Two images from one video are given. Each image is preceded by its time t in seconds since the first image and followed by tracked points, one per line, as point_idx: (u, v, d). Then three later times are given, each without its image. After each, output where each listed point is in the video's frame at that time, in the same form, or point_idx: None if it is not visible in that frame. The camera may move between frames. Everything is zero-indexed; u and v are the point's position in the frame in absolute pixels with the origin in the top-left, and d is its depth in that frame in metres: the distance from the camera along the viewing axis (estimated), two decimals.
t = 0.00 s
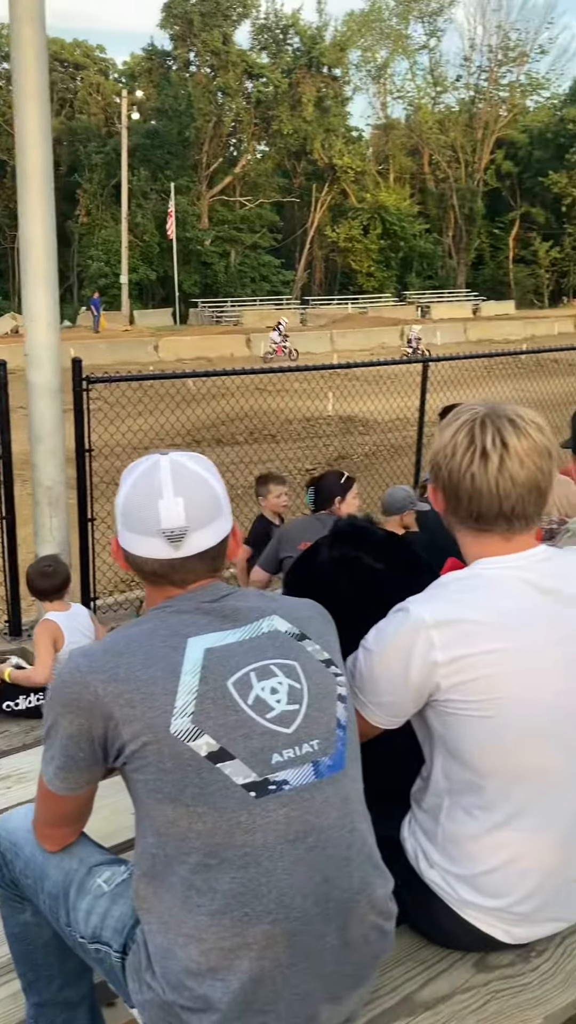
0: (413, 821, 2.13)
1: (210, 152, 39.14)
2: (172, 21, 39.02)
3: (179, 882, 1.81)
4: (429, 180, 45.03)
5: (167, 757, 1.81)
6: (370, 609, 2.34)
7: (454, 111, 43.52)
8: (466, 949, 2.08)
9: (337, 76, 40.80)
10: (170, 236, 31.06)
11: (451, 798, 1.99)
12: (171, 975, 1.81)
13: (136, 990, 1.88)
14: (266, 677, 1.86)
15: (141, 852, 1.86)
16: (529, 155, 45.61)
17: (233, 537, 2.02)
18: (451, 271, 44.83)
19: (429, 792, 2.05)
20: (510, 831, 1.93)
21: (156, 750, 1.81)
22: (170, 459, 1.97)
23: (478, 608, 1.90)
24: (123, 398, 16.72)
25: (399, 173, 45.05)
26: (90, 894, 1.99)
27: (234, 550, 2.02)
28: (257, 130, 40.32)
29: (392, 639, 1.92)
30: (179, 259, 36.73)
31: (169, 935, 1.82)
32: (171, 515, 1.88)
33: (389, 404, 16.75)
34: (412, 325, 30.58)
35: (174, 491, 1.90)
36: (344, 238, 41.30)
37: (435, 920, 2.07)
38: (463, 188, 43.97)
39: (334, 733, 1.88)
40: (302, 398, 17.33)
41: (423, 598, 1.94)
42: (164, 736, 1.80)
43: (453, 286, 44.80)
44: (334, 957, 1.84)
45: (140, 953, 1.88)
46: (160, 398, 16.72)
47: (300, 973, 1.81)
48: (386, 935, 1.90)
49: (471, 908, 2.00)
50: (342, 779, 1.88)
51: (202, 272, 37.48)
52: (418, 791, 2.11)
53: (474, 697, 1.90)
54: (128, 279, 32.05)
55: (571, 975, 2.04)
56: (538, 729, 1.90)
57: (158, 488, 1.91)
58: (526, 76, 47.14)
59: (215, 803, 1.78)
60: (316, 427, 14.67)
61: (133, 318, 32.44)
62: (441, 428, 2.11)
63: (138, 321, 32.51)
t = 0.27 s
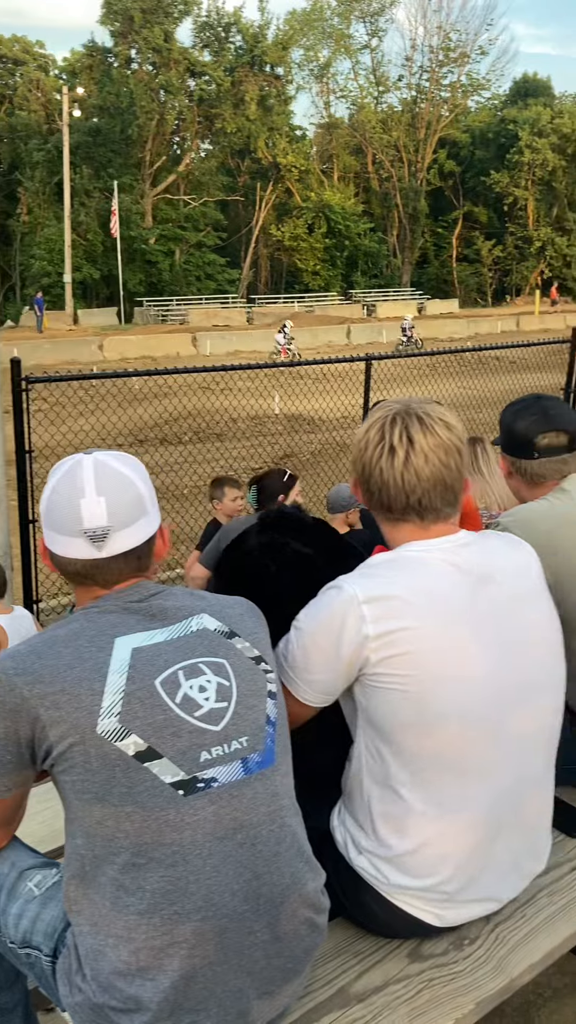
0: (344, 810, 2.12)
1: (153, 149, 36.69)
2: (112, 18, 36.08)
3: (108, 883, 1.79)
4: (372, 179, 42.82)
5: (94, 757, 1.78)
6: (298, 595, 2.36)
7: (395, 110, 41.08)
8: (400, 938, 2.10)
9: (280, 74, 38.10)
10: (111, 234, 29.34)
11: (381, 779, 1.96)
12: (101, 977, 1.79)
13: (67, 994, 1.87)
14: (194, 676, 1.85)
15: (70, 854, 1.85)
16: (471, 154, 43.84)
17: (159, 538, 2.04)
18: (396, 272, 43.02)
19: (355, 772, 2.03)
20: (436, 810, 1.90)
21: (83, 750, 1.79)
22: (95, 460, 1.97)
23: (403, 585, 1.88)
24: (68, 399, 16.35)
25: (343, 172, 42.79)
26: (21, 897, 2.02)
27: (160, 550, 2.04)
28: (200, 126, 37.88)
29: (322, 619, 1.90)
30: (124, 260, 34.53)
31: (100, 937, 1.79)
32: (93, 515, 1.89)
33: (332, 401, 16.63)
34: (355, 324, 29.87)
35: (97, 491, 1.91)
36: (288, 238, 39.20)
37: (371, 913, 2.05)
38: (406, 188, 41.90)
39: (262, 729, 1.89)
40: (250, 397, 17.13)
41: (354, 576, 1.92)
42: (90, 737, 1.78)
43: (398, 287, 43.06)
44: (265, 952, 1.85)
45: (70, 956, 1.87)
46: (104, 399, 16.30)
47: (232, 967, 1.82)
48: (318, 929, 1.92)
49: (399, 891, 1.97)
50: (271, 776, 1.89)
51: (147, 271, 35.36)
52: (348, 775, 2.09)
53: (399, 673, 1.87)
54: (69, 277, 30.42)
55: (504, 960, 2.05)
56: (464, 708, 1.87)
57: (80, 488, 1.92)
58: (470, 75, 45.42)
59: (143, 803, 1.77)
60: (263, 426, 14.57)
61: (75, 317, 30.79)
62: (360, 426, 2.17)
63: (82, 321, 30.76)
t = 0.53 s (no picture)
0: (285, 792, 2.06)
1: (100, 147, 34.77)
2: (56, 15, 33.95)
3: (44, 889, 1.77)
4: (321, 179, 41.69)
5: (28, 761, 1.75)
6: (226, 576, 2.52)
7: (342, 109, 40.08)
8: (344, 931, 2.11)
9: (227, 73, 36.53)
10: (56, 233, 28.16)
11: (320, 746, 1.90)
12: (38, 983, 1.78)
13: (4, 1003, 1.85)
14: (128, 678, 1.81)
15: (5, 861, 1.83)
16: (419, 154, 43.15)
17: (91, 539, 2.05)
18: (346, 271, 41.96)
19: (292, 747, 1.98)
20: (375, 773, 1.84)
21: (17, 755, 1.76)
22: (23, 464, 1.95)
23: (333, 558, 1.88)
24: (17, 400, 15.95)
25: (292, 172, 41.59)
26: None
27: (93, 553, 2.05)
28: (149, 125, 35.90)
29: (261, 587, 1.88)
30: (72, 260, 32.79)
31: (36, 942, 1.78)
32: (22, 517, 1.88)
33: (284, 400, 16.55)
34: (305, 324, 29.43)
35: (26, 495, 1.90)
36: (238, 237, 37.85)
37: (325, 902, 1.96)
38: (355, 187, 41.00)
39: (197, 731, 1.86)
40: (202, 398, 16.99)
41: (292, 550, 1.92)
42: (23, 741, 1.75)
43: (349, 286, 42.04)
44: (204, 954, 1.86)
45: (7, 964, 1.88)
46: (52, 403, 15.95)
47: (170, 968, 1.81)
48: (257, 929, 1.92)
49: (342, 861, 1.90)
50: (207, 776, 1.87)
51: (96, 272, 33.80)
52: (283, 751, 2.05)
53: (333, 637, 1.84)
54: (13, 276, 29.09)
55: (444, 952, 2.04)
56: (395, 674, 1.84)
57: (9, 492, 1.90)
58: (418, 77, 44.77)
59: (77, 807, 1.74)
60: (216, 427, 14.51)
61: (24, 318, 29.50)
62: (286, 437, 2.20)
63: (29, 320, 29.34)
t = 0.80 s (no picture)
0: (231, 787, 2.05)
1: (52, 146, 33.60)
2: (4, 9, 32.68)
3: None
4: (276, 180, 41.29)
5: None
6: (176, 569, 2.50)
7: (296, 110, 39.98)
8: (290, 928, 2.12)
9: (181, 73, 35.50)
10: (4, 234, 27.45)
11: (265, 735, 1.90)
12: None
13: None
14: (69, 680, 1.71)
15: None
16: (373, 155, 43.28)
17: (31, 541, 2.02)
18: (302, 271, 41.77)
19: (239, 738, 1.98)
20: (319, 760, 1.85)
21: None
22: None
23: (277, 548, 1.90)
24: None
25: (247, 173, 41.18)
26: None
27: (33, 556, 2.03)
28: (101, 125, 34.80)
29: (205, 577, 1.87)
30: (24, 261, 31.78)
31: None
32: None
33: (240, 400, 16.51)
34: (260, 324, 29.31)
35: None
36: (193, 237, 37.23)
37: (272, 893, 1.94)
38: (309, 188, 40.92)
39: (139, 732, 1.77)
40: (157, 399, 16.87)
41: (239, 540, 1.93)
42: None
43: (304, 287, 41.96)
44: (147, 956, 1.83)
45: None
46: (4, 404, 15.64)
47: (113, 971, 1.78)
48: (202, 928, 1.91)
49: (287, 848, 1.91)
50: (149, 778, 1.79)
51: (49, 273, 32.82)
52: (228, 743, 2.04)
53: (279, 622, 1.85)
54: None
55: (391, 946, 2.05)
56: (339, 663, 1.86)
57: None
58: (371, 78, 44.76)
59: (17, 811, 1.64)
60: (171, 428, 14.43)
61: None
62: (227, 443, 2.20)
63: None
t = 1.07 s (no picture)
0: (188, 793, 2.04)
1: (9, 147, 33.03)
2: None
3: None
4: (237, 181, 41.22)
5: None
6: (134, 571, 2.48)
7: (256, 112, 40.09)
8: (248, 926, 2.11)
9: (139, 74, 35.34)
10: None
11: (222, 745, 1.89)
12: None
13: None
14: (18, 686, 1.63)
15: None
16: (334, 157, 43.41)
17: None
18: (264, 273, 41.64)
19: (196, 744, 1.97)
20: (277, 770, 1.84)
21: None
22: None
23: (237, 555, 1.86)
24: None
25: (207, 174, 41.11)
26: None
27: None
28: (60, 125, 34.27)
29: (162, 585, 1.83)
30: None
31: None
32: None
33: (202, 401, 16.54)
34: (222, 325, 29.17)
35: None
36: (154, 239, 36.97)
37: (223, 896, 1.94)
38: (270, 189, 40.93)
39: (93, 733, 1.71)
40: (118, 399, 16.84)
41: (195, 548, 1.89)
42: None
43: (267, 288, 41.74)
44: (102, 957, 1.81)
45: None
46: None
47: (68, 973, 1.76)
48: (157, 927, 1.89)
49: (243, 856, 1.90)
50: (102, 777, 1.74)
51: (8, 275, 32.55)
52: (187, 752, 2.02)
53: (236, 632, 1.83)
54: None
55: (347, 941, 2.06)
56: (297, 672, 1.84)
57: None
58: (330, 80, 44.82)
59: None
60: (132, 428, 14.45)
61: None
62: (185, 440, 2.19)
63: None
